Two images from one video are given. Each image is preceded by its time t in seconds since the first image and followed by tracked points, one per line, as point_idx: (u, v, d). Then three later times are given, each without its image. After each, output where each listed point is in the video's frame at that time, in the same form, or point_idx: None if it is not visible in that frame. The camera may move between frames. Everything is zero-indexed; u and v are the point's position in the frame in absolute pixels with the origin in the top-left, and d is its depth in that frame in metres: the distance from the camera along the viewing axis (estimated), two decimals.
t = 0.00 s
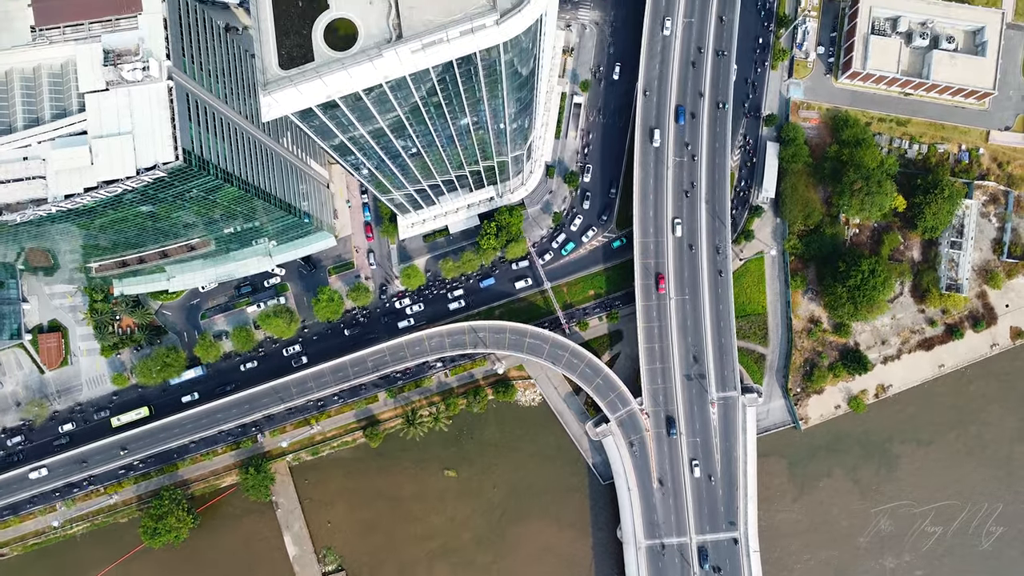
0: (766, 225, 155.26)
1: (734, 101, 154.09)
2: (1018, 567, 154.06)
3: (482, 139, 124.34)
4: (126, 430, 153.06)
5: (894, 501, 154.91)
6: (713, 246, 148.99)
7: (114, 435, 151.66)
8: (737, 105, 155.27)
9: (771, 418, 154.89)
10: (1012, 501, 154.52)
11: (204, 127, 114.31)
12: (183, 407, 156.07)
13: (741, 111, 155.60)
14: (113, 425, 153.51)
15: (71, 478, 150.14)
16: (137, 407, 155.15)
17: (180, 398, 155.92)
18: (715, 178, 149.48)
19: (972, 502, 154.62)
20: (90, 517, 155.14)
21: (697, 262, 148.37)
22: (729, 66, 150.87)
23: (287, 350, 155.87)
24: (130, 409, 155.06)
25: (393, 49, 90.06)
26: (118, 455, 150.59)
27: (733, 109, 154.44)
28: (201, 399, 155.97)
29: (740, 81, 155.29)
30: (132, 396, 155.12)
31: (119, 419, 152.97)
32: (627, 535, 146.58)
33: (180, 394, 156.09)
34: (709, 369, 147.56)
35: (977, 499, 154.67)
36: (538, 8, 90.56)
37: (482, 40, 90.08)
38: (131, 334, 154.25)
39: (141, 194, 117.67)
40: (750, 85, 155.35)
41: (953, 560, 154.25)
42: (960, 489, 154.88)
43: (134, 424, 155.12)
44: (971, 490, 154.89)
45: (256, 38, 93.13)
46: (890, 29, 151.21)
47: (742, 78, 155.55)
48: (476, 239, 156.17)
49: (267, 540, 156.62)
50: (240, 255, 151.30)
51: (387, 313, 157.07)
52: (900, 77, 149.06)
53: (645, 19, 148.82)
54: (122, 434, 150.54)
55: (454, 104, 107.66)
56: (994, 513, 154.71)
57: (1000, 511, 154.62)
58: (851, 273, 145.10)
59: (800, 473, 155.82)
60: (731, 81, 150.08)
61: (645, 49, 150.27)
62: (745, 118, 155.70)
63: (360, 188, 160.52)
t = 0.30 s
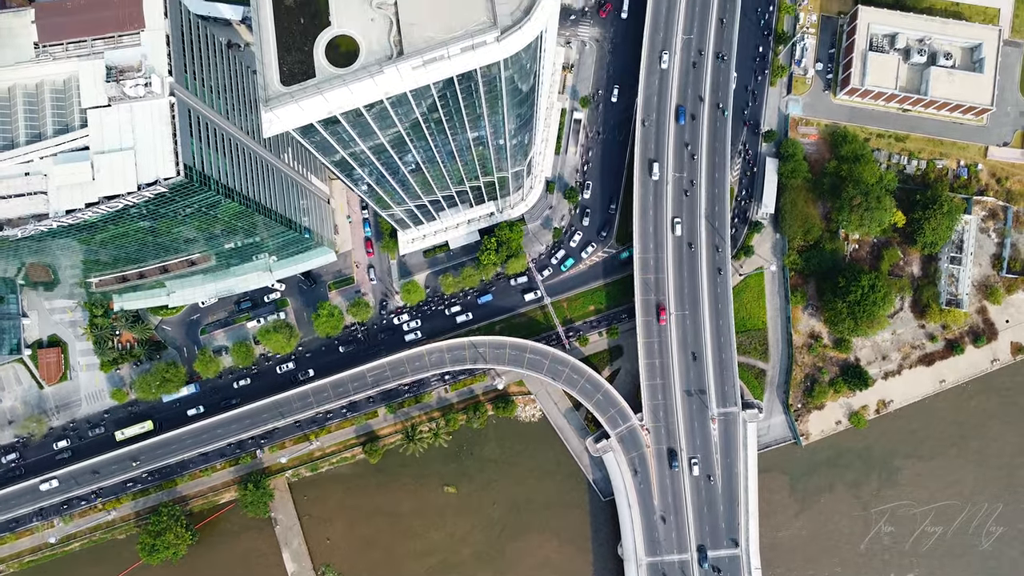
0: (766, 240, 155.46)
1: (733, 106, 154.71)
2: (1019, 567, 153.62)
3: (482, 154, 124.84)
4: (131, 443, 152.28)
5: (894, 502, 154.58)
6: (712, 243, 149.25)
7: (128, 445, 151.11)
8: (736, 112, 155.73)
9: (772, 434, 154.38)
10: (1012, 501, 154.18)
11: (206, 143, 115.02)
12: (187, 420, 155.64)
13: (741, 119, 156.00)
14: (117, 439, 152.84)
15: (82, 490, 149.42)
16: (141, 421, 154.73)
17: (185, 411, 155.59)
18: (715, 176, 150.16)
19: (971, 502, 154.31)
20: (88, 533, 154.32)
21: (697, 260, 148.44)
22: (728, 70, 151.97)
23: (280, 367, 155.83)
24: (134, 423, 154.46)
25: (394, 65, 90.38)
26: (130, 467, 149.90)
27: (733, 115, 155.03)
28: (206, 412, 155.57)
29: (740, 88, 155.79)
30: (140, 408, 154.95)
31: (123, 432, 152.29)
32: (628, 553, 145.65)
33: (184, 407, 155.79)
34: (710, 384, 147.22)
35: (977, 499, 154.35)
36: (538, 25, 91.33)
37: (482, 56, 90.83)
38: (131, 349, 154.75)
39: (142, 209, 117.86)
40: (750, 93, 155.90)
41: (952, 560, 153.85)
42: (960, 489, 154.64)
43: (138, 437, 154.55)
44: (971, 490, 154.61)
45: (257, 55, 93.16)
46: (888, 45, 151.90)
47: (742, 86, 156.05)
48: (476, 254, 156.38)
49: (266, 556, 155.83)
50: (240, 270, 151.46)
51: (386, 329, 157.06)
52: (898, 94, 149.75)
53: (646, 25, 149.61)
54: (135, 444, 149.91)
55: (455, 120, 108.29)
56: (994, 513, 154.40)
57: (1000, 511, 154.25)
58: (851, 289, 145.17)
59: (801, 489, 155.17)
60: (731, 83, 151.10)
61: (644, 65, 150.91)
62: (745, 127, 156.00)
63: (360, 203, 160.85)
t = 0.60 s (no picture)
0: (765, 259, 155.68)
1: (732, 115, 155.55)
2: (1020, 566, 152.84)
3: (482, 173, 125.43)
4: (136, 459, 151.49)
5: (893, 502, 154.17)
6: (712, 243, 150.11)
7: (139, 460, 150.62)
8: (736, 121, 156.44)
9: (773, 453, 153.65)
10: (1012, 501, 153.58)
11: (207, 162, 115.56)
12: (192, 437, 155.12)
13: (741, 129, 156.73)
14: (121, 456, 152.15)
15: (95, 504, 148.52)
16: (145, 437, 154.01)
17: (190, 427, 155.09)
18: (715, 181, 150.77)
19: (972, 502, 153.66)
20: (84, 553, 153.27)
21: (696, 260, 148.55)
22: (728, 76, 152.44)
23: (272, 388, 155.18)
24: (138, 439, 153.73)
25: (395, 84, 90.61)
26: (143, 480, 149.28)
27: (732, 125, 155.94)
28: (211, 429, 155.02)
29: (739, 98, 156.52)
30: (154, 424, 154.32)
31: (127, 449, 151.42)
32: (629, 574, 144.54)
33: (190, 424, 155.31)
34: (710, 403, 146.84)
35: (977, 499, 153.76)
36: (537, 45, 91.81)
37: (482, 75, 91.14)
38: (129, 368, 153.93)
39: (142, 228, 118.12)
40: (750, 104, 156.67)
41: (953, 561, 152.91)
42: (960, 489, 154.20)
43: (142, 454, 153.66)
44: (972, 489, 154.12)
45: (258, 73, 93.53)
46: (885, 65, 152.79)
47: (742, 97, 156.87)
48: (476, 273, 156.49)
49: None
50: (240, 288, 151.57)
51: (386, 348, 156.86)
52: (896, 113, 150.43)
53: (647, 36, 150.71)
54: (148, 459, 149.51)
55: (455, 138, 108.76)
56: (994, 513, 153.65)
57: (1000, 512, 153.57)
58: (850, 307, 145.24)
59: (803, 509, 154.28)
60: (730, 89, 151.74)
61: (643, 85, 151.71)
62: (745, 139, 156.61)
63: (361, 222, 161.20)
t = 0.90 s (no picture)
0: (765, 279, 155.80)
1: (732, 127, 156.54)
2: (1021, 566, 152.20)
3: (483, 194, 126.13)
4: (139, 478, 150.85)
5: (893, 502, 153.64)
6: (711, 250, 150.11)
7: (147, 478, 150.27)
8: (735, 133, 157.42)
9: (774, 474, 152.73)
10: (1012, 501, 153.32)
11: (208, 182, 116.09)
12: (197, 456, 154.49)
13: (740, 141, 157.61)
14: (125, 475, 151.79)
15: (109, 520, 148.40)
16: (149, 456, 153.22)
17: (195, 446, 154.61)
18: (715, 185, 151.44)
19: (972, 502, 153.35)
20: None
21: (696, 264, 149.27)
22: (727, 84, 153.51)
23: (267, 410, 154.79)
24: (143, 458, 153.32)
25: (396, 106, 90.99)
26: (155, 497, 149.19)
27: (732, 137, 156.98)
28: (214, 448, 154.37)
29: (739, 109, 157.47)
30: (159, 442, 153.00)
31: (132, 467, 150.87)
32: None
33: (196, 442, 154.80)
34: (710, 424, 146.38)
35: (977, 499, 153.45)
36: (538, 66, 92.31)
37: (483, 96, 91.49)
38: (129, 388, 153.96)
39: (142, 248, 118.29)
40: (750, 116, 157.58)
41: (953, 561, 152.22)
42: (960, 489, 153.90)
43: (146, 473, 152.99)
44: (972, 489, 153.87)
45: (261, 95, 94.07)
46: (883, 87, 153.77)
47: (742, 109, 157.80)
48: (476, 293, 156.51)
49: None
50: (240, 308, 151.60)
51: (386, 368, 156.50)
52: (894, 134, 151.20)
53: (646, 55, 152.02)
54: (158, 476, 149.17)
55: (456, 159, 109.16)
56: (994, 513, 153.21)
57: (1000, 511, 153.16)
58: (851, 328, 145.19)
59: (804, 530, 153.22)
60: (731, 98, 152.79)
61: (642, 106, 152.76)
62: (745, 151, 157.49)
63: (361, 242, 161.52)
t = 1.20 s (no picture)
0: (765, 304, 155.91)
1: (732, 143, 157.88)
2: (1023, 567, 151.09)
3: (483, 220, 126.66)
4: (141, 503, 149.30)
5: (893, 502, 152.91)
6: (710, 257, 151.01)
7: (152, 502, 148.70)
8: (736, 149, 158.61)
9: (776, 501, 151.63)
10: (1011, 501, 153.06)
11: (210, 208, 116.69)
12: (202, 479, 153.62)
13: (740, 158, 158.62)
14: (128, 499, 149.72)
15: (121, 541, 146.85)
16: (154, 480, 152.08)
17: (200, 471, 153.75)
18: (715, 189, 153.07)
19: (972, 502, 152.89)
20: None
21: (696, 268, 150.07)
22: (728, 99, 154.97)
23: (266, 435, 154.41)
24: (145, 482, 152.48)
25: (398, 132, 90.57)
26: (156, 522, 147.56)
27: (732, 153, 158.13)
28: (219, 472, 153.47)
29: (738, 125, 158.92)
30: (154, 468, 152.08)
31: (135, 492, 149.57)
32: None
33: (200, 466, 153.99)
34: (711, 449, 145.64)
35: (977, 499, 152.99)
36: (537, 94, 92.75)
37: (483, 124, 91.85)
38: (127, 413, 153.57)
39: (143, 272, 118.46)
40: (749, 131, 158.89)
41: (954, 562, 151.37)
42: (960, 489, 153.34)
43: (149, 497, 151.73)
44: (972, 489, 153.35)
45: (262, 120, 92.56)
46: (880, 113, 154.88)
47: (742, 124, 159.12)
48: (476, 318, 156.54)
49: None
50: (240, 333, 151.51)
51: (386, 394, 156.04)
52: (892, 160, 152.01)
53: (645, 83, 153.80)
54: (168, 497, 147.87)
55: (456, 184, 109.55)
56: (994, 512, 152.80)
57: (1000, 511, 152.73)
58: (851, 352, 145.01)
59: (807, 557, 151.84)
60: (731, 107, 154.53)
61: (642, 133, 153.88)
62: (745, 168, 158.37)
63: (361, 267, 161.91)
